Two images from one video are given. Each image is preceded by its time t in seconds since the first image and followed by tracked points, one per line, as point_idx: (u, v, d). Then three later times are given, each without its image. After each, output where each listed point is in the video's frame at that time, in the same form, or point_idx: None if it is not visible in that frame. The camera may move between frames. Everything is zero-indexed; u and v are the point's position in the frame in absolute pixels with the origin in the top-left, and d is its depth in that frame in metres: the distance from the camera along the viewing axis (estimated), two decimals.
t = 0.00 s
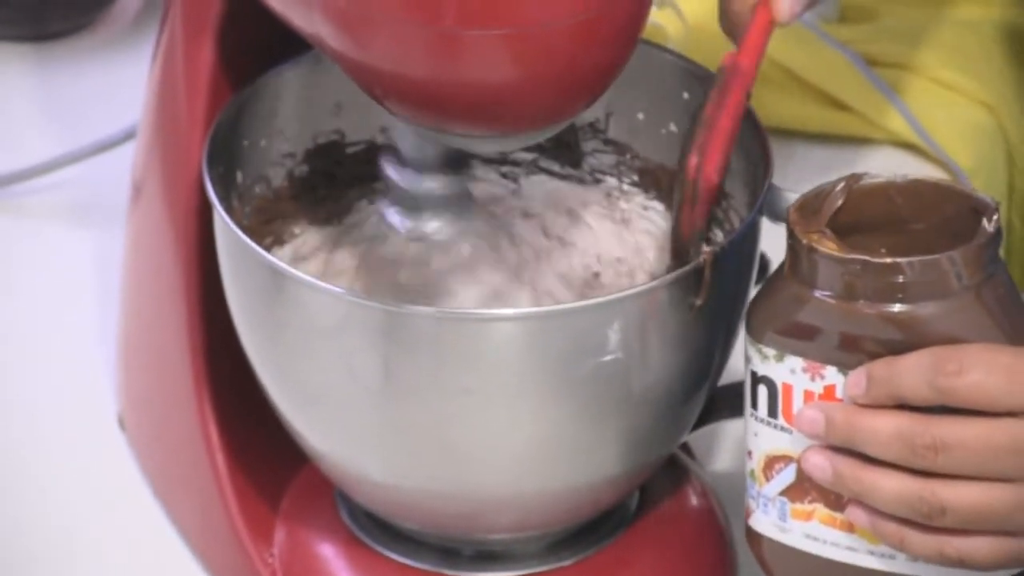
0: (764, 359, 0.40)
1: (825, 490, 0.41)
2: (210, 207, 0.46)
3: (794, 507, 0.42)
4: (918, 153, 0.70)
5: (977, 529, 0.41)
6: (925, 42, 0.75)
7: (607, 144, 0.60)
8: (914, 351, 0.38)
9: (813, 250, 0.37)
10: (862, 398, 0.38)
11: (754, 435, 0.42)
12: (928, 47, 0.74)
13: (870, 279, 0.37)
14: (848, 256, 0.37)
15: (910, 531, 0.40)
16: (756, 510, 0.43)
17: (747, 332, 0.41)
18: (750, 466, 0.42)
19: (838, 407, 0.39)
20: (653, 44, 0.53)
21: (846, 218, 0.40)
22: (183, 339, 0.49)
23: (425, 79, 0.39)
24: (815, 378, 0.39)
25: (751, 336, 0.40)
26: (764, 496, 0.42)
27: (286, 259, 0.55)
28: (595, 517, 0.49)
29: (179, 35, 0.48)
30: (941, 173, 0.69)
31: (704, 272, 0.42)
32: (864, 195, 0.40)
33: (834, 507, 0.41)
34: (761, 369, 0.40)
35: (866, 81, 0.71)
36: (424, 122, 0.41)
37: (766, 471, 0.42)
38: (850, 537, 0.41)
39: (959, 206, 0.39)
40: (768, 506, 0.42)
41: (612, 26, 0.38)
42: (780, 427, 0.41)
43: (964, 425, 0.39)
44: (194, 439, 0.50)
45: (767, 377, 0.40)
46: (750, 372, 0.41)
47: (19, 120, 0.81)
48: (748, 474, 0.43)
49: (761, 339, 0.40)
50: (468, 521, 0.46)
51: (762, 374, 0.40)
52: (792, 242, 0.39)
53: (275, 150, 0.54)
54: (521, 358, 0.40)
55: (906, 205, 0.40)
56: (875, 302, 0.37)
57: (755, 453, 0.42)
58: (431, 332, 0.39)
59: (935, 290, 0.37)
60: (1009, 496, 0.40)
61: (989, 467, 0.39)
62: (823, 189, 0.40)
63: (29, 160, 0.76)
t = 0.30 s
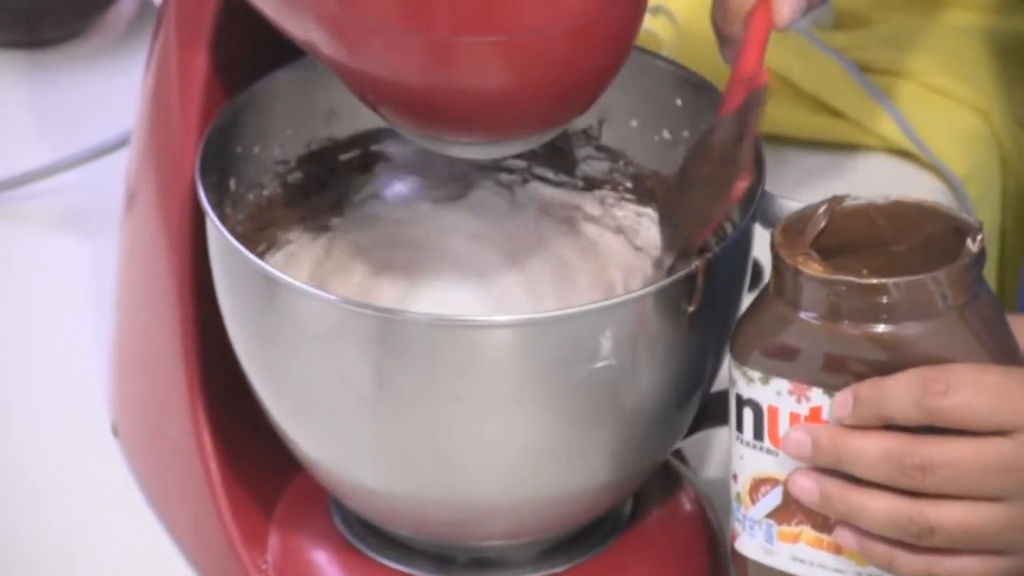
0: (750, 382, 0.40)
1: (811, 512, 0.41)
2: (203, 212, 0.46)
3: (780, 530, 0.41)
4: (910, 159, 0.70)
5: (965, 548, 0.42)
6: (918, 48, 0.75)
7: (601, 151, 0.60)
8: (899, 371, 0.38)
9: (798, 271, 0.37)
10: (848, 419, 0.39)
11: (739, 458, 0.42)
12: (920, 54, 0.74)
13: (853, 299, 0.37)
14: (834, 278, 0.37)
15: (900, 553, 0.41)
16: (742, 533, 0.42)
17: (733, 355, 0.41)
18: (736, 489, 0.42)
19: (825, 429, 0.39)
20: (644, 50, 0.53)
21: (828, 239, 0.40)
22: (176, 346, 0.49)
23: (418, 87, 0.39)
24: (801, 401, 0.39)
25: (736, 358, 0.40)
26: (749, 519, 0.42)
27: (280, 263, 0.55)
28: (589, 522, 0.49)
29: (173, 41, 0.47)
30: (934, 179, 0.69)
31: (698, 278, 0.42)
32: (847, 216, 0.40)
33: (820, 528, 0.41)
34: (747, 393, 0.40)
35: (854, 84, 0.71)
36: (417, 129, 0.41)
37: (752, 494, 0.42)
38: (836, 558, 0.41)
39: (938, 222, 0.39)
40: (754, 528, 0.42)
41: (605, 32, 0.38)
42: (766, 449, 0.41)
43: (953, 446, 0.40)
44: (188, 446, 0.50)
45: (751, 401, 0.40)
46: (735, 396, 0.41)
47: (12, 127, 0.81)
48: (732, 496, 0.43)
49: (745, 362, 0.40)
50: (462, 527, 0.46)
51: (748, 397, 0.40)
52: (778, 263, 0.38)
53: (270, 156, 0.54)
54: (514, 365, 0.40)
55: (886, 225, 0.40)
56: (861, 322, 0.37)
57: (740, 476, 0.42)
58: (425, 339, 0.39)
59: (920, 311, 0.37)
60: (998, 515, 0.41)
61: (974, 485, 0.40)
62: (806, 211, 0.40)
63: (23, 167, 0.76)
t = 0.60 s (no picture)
0: (740, 403, 0.40)
1: (804, 531, 0.41)
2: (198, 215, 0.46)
3: (774, 549, 0.41)
4: (908, 162, 0.70)
5: (959, 565, 0.42)
6: (914, 51, 0.75)
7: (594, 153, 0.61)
8: (887, 391, 0.38)
9: (784, 293, 0.37)
10: (838, 438, 0.39)
11: (732, 479, 0.42)
12: (915, 57, 0.74)
13: (841, 321, 0.37)
14: (822, 298, 0.37)
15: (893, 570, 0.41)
16: (737, 553, 0.42)
17: (723, 377, 0.41)
18: (729, 509, 0.42)
19: (816, 449, 0.39)
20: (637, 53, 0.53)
21: (815, 261, 0.40)
22: (171, 351, 0.49)
23: (410, 92, 0.39)
24: (790, 421, 0.39)
25: (726, 382, 0.40)
26: (743, 538, 0.42)
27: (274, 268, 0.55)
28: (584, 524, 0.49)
29: (166, 46, 0.48)
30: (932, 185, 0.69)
31: (691, 282, 0.42)
32: (835, 236, 0.40)
33: (815, 548, 0.41)
34: (738, 414, 0.40)
35: (847, 84, 0.72)
36: (409, 134, 0.41)
37: (745, 514, 0.42)
38: None
39: (927, 241, 0.39)
40: (748, 548, 0.42)
41: (598, 36, 0.38)
42: (757, 470, 0.41)
43: (943, 464, 0.40)
44: (182, 449, 0.50)
45: (742, 422, 0.40)
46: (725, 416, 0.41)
47: (8, 131, 0.81)
48: (727, 516, 0.43)
49: (734, 384, 0.40)
50: (455, 531, 0.46)
51: (739, 419, 0.40)
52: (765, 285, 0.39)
53: (263, 160, 0.54)
54: (508, 369, 0.40)
55: (874, 245, 0.40)
56: (851, 343, 0.37)
57: (733, 496, 0.42)
58: (418, 342, 0.39)
59: (908, 330, 0.37)
60: (990, 530, 0.41)
61: (964, 501, 0.40)
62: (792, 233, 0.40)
63: (19, 171, 0.76)
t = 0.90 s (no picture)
0: (740, 398, 0.40)
1: (803, 526, 0.41)
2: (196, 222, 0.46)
3: (773, 544, 0.41)
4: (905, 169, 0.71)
5: (954, 561, 0.42)
6: (912, 58, 0.75)
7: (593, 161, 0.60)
8: (886, 384, 0.38)
9: (785, 287, 0.38)
10: (837, 432, 0.38)
11: (731, 474, 0.42)
12: (913, 63, 0.74)
13: (840, 314, 0.37)
14: (822, 291, 0.37)
15: (890, 566, 0.41)
16: (735, 548, 0.42)
17: (724, 371, 0.41)
18: (728, 505, 0.42)
19: (816, 444, 0.39)
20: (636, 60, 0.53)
21: (816, 256, 0.41)
22: (170, 356, 0.49)
23: (410, 98, 0.39)
24: (790, 415, 0.39)
25: (727, 377, 0.40)
26: (743, 534, 0.42)
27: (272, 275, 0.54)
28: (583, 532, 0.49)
29: (165, 53, 0.48)
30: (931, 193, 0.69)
31: (689, 288, 0.42)
32: (835, 232, 0.40)
33: (813, 543, 0.41)
34: (738, 409, 0.40)
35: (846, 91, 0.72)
36: (410, 140, 0.41)
37: (744, 509, 0.42)
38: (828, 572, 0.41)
39: (928, 236, 0.40)
40: (747, 543, 0.42)
41: (597, 43, 0.38)
42: (756, 465, 0.41)
43: (940, 459, 0.40)
44: (182, 456, 0.50)
45: (741, 416, 0.40)
46: (725, 411, 0.41)
47: (8, 138, 0.81)
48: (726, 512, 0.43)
49: (735, 379, 0.40)
50: (455, 537, 0.46)
51: (739, 414, 0.40)
52: (766, 278, 0.39)
53: (262, 166, 0.54)
54: (507, 375, 0.40)
55: (875, 241, 0.40)
56: (850, 337, 0.37)
57: (733, 492, 0.42)
58: (417, 349, 0.39)
59: (907, 325, 0.37)
60: (988, 526, 0.41)
61: (962, 495, 0.40)
62: (793, 227, 0.41)
63: (19, 178, 0.76)
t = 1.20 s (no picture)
0: (746, 396, 0.40)
1: (809, 525, 0.41)
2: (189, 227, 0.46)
3: (778, 543, 0.41)
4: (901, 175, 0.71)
5: (960, 559, 0.42)
6: (906, 63, 0.75)
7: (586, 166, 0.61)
8: (893, 382, 0.38)
9: (791, 284, 0.37)
10: (843, 430, 0.39)
11: (736, 473, 0.42)
12: (907, 68, 0.74)
13: (846, 312, 0.37)
14: (827, 288, 0.37)
15: (896, 564, 0.41)
16: (740, 547, 0.42)
17: (729, 370, 0.41)
18: (734, 503, 0.42)
19: (821, 442, 0.39)
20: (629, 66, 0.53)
21: (822, 257, 0.41)
22: (163, 361, 0.49)
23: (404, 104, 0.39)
24: (796, 413, 0.39)
25: (732, 375, 0.40)
26: (748, 532, 0.42)
27: (265, 280, 0.54)
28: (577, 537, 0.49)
29: (158, 58, 0.48)
30: (923, 197, 0.70)
31: (684, 294, 0.42)
32: (839, 232, 0.40)
33: (819, 540, 0.41)
34: (744, 407, 0.40)
35: (839, 95, 0.72)
36: (404, 145, 0.41)
37: (750, 508, 0.42)
38: (834, 570, 0.41)
39: (932, 236, 0.39)
40: (752, 542, 0.42)
41: (591, 48, 0.38)
42: (763, 463, 0.41)
43: (946, 456, 0.40)
44: (175, 461, 0.50)
45: (747, 414, 0.40)
46: (730, 410, 0.41)
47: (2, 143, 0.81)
48: (731, 510, 0.43)
49: (741, 378, 0.40)
50: (450, 543, 0.46)
51: (745, 412, 0.40)
52: (772, 276, 0.39)
53: (256, 172, 0.54)
54: (501, 379, 0.40)
55: (881, 240, 0.40)
56: (857, 334, 0.37)
57: (739, 490, 0.42)
58: (410, 354, 0.39)
59: (913, 322, 0.37)
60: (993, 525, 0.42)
61: (968, 492, 0.41)
62: (799, 226, 0.41)
63: (12, 183, 0.76)
